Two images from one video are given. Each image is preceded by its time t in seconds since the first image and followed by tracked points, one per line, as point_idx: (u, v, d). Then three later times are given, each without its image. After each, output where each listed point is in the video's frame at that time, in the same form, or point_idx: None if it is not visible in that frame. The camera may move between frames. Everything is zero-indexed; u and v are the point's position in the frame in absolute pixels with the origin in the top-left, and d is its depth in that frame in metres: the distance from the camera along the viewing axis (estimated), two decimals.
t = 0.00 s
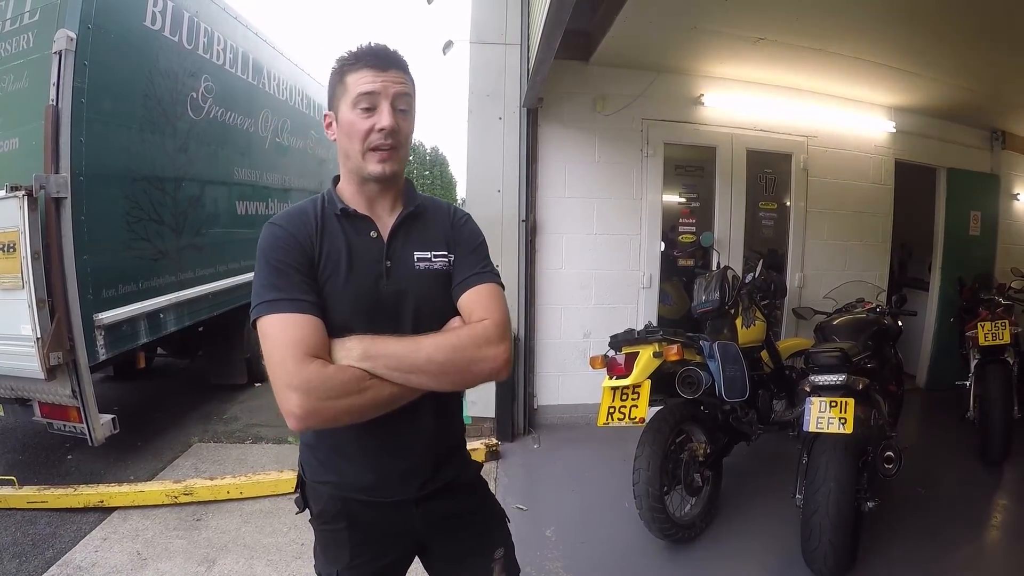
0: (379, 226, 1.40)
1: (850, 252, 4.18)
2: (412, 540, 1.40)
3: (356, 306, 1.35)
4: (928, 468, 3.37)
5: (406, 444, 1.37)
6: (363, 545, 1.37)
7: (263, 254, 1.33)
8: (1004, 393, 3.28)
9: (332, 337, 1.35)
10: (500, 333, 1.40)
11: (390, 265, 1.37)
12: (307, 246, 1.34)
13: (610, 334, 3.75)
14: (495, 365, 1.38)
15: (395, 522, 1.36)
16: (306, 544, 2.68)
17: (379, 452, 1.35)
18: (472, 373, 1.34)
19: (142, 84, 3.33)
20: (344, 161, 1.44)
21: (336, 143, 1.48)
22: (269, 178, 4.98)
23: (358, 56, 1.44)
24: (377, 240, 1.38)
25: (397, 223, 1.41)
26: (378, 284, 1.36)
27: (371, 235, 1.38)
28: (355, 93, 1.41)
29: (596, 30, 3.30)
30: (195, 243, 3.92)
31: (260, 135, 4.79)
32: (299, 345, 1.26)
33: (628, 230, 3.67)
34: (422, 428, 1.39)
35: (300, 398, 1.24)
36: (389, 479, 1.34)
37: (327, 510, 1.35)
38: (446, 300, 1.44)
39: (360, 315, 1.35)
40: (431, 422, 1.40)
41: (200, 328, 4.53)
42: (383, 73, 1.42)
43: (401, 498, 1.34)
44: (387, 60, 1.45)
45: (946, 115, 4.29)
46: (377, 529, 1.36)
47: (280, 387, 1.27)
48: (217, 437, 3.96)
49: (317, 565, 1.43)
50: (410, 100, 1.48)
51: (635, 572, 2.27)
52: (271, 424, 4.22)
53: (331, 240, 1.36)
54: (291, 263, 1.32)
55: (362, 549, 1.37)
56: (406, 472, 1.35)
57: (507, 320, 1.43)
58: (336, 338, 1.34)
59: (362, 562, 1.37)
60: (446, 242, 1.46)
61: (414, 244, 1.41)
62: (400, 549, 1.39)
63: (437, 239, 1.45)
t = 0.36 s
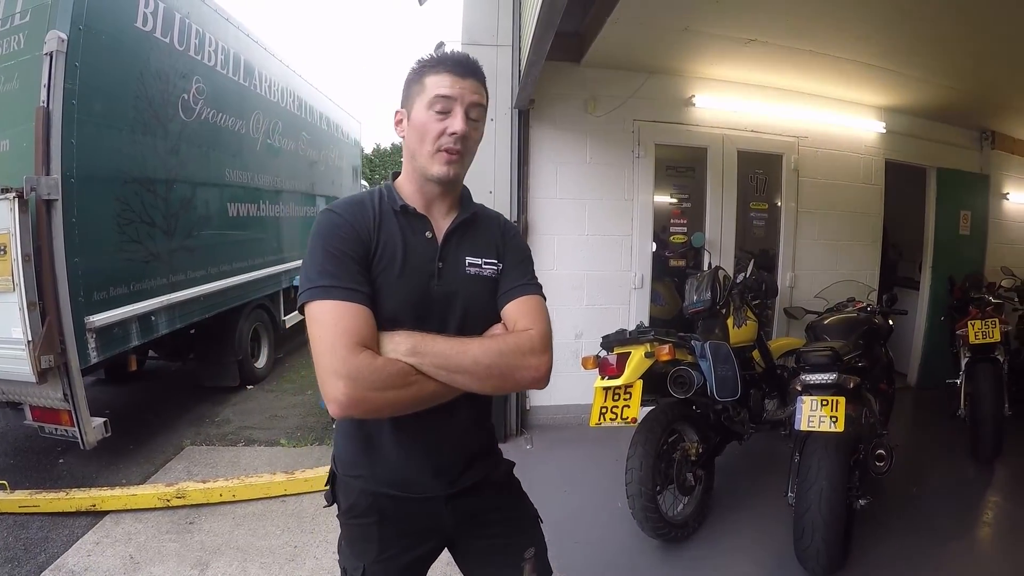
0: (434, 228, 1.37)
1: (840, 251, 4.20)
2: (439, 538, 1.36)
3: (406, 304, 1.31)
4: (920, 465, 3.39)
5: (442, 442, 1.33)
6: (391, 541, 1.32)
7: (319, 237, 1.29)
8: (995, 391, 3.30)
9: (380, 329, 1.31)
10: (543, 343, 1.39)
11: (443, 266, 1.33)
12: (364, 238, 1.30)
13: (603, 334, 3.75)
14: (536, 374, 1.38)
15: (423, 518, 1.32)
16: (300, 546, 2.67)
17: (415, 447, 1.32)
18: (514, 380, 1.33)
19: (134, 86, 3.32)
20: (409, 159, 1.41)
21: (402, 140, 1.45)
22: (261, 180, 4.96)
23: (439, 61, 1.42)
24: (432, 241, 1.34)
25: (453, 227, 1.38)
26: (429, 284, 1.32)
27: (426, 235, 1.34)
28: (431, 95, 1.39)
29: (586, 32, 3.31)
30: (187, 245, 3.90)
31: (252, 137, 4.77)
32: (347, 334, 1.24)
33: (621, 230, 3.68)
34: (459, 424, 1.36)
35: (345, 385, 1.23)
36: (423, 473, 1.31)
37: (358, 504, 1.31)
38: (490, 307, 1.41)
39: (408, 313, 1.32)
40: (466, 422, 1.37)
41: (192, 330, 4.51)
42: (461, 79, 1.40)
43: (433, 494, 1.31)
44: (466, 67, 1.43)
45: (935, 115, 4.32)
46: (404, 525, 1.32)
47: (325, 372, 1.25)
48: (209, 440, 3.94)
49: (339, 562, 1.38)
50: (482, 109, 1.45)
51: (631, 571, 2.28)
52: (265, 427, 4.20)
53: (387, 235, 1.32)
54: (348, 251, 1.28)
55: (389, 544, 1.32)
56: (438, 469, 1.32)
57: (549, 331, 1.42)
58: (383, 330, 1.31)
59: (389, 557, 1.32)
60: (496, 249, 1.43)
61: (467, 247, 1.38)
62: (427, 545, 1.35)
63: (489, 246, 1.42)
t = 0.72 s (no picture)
0: (471, 230, 1.36)
1: (832, 254, 4.22)
2: (473, 539, 1.32)
3: (443, 305, 1.31)
4: (913, 467, 3.41)
5: (477, 441, 1.31)
6: (427, 538, 1.30)
7: (360, 242, 1.30)
8: (986, 392, 3.32)
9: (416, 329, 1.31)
10: (578, 343, 1.36)
11: (480, 268, 1.32)
12: (403, 240, 1.30)
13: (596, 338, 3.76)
14: (570, 374, 1.34)
15: (459, 516, 1.30)
16: (294, 551, 2.66)
17: (451, 443, 1.30)
18: (547, 380, 1.30)
19: (126, 89, 3.30)
20: (444, 166, 1.40)
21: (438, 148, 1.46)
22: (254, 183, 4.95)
23: (463, 62, 1.39)
24: (471, 243, 1.33)
25: (490, 229, 1.36)
26: (466, 285, 1.31)
27: (464, 238, 1.34)
28: (455, 97, 1.36)
29: (578, 36, 3.32)
30: (180, 249, 3.88)
31: (244, 140, 4.75)
32: (383, 330, 1.24)
33: (613, 234, 3.70)
34: (498, 423, 1.34)
35: (379, 381, 1.23)
36: (459, 469, 1.29)
37: (397, 498, 1.30)
38: (527, 310, 1.38)
39: (445, 315, 1.31)
40: (501, 424, 1.34)
41: (185, 334, 4.50)
42: (485, 78, 1.36)
43: (471, 490, 1.29)
44: (489, 65, 1.39)
45: (925, 118, 4.35)
46: (439, 523, 1.29)
47: (361, 367, 1.26)
48: (202, 444, 3.92)
49: (373, 559, 1.36)
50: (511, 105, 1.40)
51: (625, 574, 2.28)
52: (258, 431, 4.18)
53: (426, 237, 1.32)
54: (386, 253, 1.28)
55: (424, 542, 1.30)
56: (473, 466, 1.30)
57: (585, 331, 1.38)
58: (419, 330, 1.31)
59: (421, 557, 1.30)
60: (533, 252, 1.40)
61: (504, 249, 1.36)
62: (460, 544, 1.32)
63: (526, 247, 1.39)
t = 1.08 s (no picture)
0: (495, 222, 1.29)
1: (826, 255, 4.24)
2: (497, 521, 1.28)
3: (464, 301, 1.25)
4: (906, 466, 3.42)
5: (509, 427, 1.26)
6: (451, 516, 1.26)
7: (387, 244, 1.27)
8: (979, 392, 3.34)
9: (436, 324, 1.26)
10: (602, 326, 1.24)
11: (502, 260, 1.25)
12: (423, 236, 1.26)
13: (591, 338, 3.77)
14: (596, 359, 1.22)
15: (484, 495, 1.25)
16: (288, 551, 2.65)
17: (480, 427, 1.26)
18: (566, 368, 1.20)
19: (120, 88, 3.29)
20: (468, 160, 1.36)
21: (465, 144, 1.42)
22: (248, 182, 4.92)
23: (489, 56, 1.36)
24: (494, 236, 1.27)
25: (514, 219, 1.29)
26: (487, 279, 1.25)
27: (488, 230, 1.27)
28: (477, 91, 1.32)
29: (572, 37, 3.33)
30: (173, 248, 3.86)
31: (239, 139, 4.74)
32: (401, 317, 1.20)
33: (606, 234, 3.71)
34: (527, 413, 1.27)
35: (380, 366, 1.16)
36: (489, 450, 1.26)
37: (429, 473, 1.29)
38: (552, 298, 1.29)
39: (467, 311, 1.25)
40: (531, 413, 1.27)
41: (178, 333, 4.47)
42: (507, 70, 1.31)
43: (501, 471, 1.25)
44: (514, 57, 1.34)
45: (918, 120, 4.37)
46: (465, 501, 1.26)
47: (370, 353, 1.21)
48: (196, 444, 3.91)
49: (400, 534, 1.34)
50: (536, 96, 1.34)
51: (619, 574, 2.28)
52: (252, 431, 4.17)
53: (448, 233, 1.27)
54: (407, 251, 1.25)
55: (447, 519, 1.26)
56: (502, 448, 1.26)
57: (610, 312, 1.26)
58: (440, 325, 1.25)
59: (444, 534, 1.26)
60: (556, 238, 1.31)
61: (526, 238, 1.28)
62: (483, 526, 1.26)
63: (550, 234, 1.31)
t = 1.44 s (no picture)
0: (496, 220, 1.28)
1: (825, 256, 4.24)
2: (491, 523, 1.28)
3: (461, 295, 1.21)
4: (904, 468, 3.43)
5: (507, 426, 1.25)
6: (447, 519, 1.26)
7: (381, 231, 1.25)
8: (977, 394, 3.35)
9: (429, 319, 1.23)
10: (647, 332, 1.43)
11: (502, 256, 1.24)
12: (421, 231, 1.24)
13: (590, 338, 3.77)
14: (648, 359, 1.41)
15: (479, 498, 1.25)
16: (286, 549, 2.65)
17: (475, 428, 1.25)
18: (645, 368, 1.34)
19: (120, 85, 3.28)
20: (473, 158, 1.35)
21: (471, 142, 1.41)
22: (247, 180, 4.92)
23: (503, 54, 1.34)
24: (494, 233, 1.25)
25: (516, 220, 1.28)
26: (485, 275, 1.22)
27: (488, 226, 1.26)
28: (489, 91, 1.31)
29: (573, 37, 3.33)
30: (172, 245, 3.85)
31: (239, 136, 4.73)
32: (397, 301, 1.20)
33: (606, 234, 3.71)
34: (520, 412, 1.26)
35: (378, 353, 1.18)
36: (482, 452, 1.24)
37: (422, 476, 1.28)
38: (553, 298, 1.26)
39: (464, 306, 1.21)
40: (527, 408, 1.26)
41: (177, 331, 4.47)
42: (521, 72, 1.30)
43: (495, 474, 1.25)
44: (529, 58, 1.32)
45: (918, 122, 4.38)
46: (459, 505, 1.26)
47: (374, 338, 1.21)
48: (194, 442, 3.91)
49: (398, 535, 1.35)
50: (547, 99, 1.33)
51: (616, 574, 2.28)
52: (250, 429, 4.17)
53: (446, 226, 1.25)
54: (403, 246, 1.22)
55: (443, 522, 1.26)
56: (497, 450, 1.25)
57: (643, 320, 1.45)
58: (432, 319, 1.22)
59: (440, 536, 1.26)
60: (562, 243, 1.30)
61: (529, 239, 1.28)
62: (478, 528, 1.27)
63: (554, 238, 1.30)
